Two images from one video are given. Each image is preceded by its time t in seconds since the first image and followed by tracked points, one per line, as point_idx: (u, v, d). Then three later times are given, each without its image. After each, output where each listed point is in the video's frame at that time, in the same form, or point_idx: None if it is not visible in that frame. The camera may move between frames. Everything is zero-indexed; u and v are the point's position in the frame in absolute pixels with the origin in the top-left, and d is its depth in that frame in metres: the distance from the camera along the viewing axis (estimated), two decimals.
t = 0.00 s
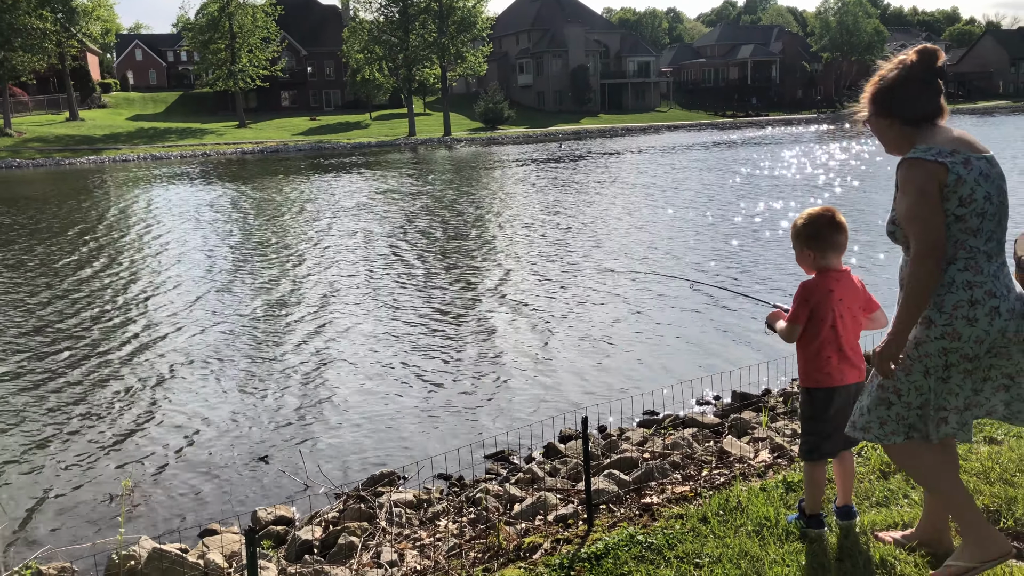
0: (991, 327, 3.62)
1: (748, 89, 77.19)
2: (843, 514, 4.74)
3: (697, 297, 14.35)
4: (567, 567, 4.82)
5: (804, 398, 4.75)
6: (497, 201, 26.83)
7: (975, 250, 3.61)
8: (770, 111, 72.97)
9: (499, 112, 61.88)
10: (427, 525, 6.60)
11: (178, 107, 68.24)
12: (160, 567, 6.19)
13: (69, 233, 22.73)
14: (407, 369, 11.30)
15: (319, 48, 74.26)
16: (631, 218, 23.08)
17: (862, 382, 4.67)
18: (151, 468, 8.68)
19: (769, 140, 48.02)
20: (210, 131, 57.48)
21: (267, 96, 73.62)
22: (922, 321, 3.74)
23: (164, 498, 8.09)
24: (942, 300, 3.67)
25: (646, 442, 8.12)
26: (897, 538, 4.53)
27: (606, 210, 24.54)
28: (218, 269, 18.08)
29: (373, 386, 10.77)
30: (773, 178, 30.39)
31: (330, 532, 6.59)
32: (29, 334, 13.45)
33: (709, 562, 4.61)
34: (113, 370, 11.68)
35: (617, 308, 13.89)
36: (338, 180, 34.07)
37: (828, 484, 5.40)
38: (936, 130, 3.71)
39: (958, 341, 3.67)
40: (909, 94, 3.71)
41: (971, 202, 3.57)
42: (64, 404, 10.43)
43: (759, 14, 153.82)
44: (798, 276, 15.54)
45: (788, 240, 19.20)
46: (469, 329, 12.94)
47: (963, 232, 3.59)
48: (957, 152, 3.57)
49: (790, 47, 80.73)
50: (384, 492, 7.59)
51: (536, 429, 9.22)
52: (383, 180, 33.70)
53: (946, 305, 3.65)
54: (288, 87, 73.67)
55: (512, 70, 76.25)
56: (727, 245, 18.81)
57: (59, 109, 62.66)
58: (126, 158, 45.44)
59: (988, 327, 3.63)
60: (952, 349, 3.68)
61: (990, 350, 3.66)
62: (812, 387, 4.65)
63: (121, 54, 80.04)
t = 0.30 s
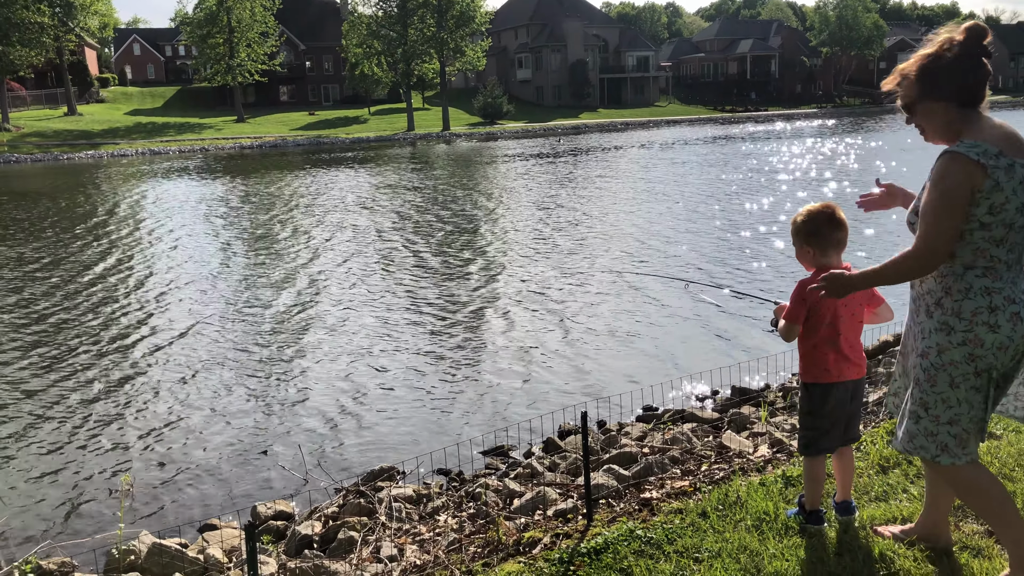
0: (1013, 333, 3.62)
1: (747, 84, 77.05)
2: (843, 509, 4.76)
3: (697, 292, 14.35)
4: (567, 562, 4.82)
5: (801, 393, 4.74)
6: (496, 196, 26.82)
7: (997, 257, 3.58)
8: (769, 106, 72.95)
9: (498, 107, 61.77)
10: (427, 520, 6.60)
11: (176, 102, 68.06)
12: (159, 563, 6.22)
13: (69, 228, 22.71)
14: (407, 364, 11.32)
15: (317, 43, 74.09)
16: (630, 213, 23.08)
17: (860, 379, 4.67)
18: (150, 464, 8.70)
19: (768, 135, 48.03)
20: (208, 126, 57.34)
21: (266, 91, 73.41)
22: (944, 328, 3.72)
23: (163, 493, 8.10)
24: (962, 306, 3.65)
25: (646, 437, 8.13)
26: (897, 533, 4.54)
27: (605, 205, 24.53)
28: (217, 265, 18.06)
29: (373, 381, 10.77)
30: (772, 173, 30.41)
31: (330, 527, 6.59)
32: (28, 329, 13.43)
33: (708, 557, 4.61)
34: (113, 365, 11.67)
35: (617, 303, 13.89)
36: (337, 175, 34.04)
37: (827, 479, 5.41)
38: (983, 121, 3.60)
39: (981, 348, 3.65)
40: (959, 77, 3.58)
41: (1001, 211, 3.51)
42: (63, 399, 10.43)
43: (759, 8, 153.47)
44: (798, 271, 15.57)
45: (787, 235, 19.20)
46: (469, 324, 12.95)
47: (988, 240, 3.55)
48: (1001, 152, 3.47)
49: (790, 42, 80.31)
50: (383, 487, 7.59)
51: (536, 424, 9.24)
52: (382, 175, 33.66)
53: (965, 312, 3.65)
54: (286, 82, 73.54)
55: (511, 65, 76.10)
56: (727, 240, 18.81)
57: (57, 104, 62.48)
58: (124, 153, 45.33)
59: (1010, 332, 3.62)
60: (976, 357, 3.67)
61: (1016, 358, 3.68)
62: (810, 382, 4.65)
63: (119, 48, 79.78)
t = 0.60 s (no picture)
0: None
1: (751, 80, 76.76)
2: (847, 504, 4.78)
3: (701, 288, 14.36)
4: (571, 557, 4.81)
5: (807, 388, 4.75)
6: (501, 192, 26.80)
7: None
8: (773, 101, 72.71)
9: (502, 103, 61.70)
10: (431, 515, 6.62)
11: (180, 100, 68.12)
12: (165, 558, 6.25)
13: (75, 225, 22.84)
14: (411, 360, 11.33)
15: (320, 40, 74.08)
16: (635, 208, 23.08)
17: (867, 374, 4.66)
18: (154, 460, 8.72)
19: (772, 130, 47.90)
20: (212, 124, 57.45)
21: (269, 89, 73.44)
22: None
23: (168, 489, 8.13)
24: None
25: (650, 432, 8.13)
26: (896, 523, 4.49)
27: (609, 201, 24.53)
28: (222, 262, 18.08)
29: (378, 377, 10.82)
30: (777, 168, 30.32)
31: (335, 523, 6.62)
32: (33, 326, 13.47)
33: (712, 552, 4.61)
34: (119, 362, 11.71)
35: (620, 298, 13.93)
36: (342, 172, 34.11)
37: (831, 473, 5.40)
38: None
39: None
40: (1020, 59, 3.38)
41: None
42: (69, 395, 10.47)
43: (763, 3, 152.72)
44: (804, 265, 15.54)
45: (791, 230, 19.16)
46: (473, 320, 12.97)
47: None
48: None
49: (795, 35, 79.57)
50: (388, 483, 7.61)
51: (540, 420, 9.26)
52: (387, 171, 33.72)
53: None
54: (290, 79, 73.58)
55: (514, 61, 75.99)
56: (731, 235, 18.80)
57: (61, 102, 62.60)
58: (129, 150, 45.41)
59: None
60: None
61: None
62: (815, 377, 4.66)
63: (123, 46, 79.88)
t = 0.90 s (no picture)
0: None
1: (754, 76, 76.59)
2: (850, 501, 4.80)
3: (704, 284, 14.35)
4: (574, 554, 4.81)
5: (811, 383, 4.75)
6: (503, 189, 26.81)
7: None
8: (776, 97, 72.53)
9: (505, 101, 61.78)
10: (434, 513, 6.63)
11: (183, 99, 68.22)
12: (170, 558, 6.27)
13: (78, 225, 22.91)
14: (414, 358, 11.33)
15: (323, 38, 74.16)
16: (638, 205, 23.06)
17: (871, 372, 4.65)
18: (157, 459, 8.73)
19: (775, 127, 47.83)
20: (216, 123, 57.59)
21: (273, 87, 73.56)
22: None
23: (172, 489, 8.14)
24: None
25: (653, 429, 8.12)
26: None
27: (612, 198, 24.51)
28: (223, 261, 18.07)
29: (381, 375, 10.83)
30: (781, 164, 30.26)
31: (338, 521, 6.61)
32: (36, 326, 13.49)
33: (716, 548, 4.61)
34: (122, 361, 11.74)
35: (624, 295, 13.90)
36: (345, 170, 34.16)
37: (835, 469, 5.39)
38: None
39: None
40: None
41: None
42: (71, 395, 10.48)
43: None
44: (807, 262, 15.52)
45: (795, 226, 19.13)
46: (476, 318, 12.97)
47: None
48: None
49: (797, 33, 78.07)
50: (392, 481, 7.61)
51: (544, 417, 9.25)
52: (390, 169, 33.75)
53: None
54: (293, 78, 73.67)
55: (517, 58, 75.98)
56: (735, 231, 18.77)
57: (65, 102, 62.79)
58: (133, 150, 45.51)
59: None
60: None
61: None
62: (818, 374, 4.66)
63: (127, 46, 80.06)
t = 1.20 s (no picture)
0: None
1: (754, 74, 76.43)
2: (850, 499, 4.78)
3: (704, 283, 14.33)
4: (573, 553, 4.80)
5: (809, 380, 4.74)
6: (503, 188, 26.76)
7: None
8: (776, 95, 72.45)
9: (505, 99, 61.81)
10: (434, 512, 6.61)
11: (183, 98, 68.24)
12: (169, 558, 6.27)
13: (76, 225, 22.87)
14: (414, 358, 11.30)
15: (323, 37, 74.18)
16: (637, 204, 23.04)
17: (870, 371, 4.63)
18: (156, 459, 8.72)
19: (776, 125, 47.73)
20: (216, 122, 57.60)
21: (272, 87, 73.51)
22: None
23: (170, 488, 8.12)
24: None
25: (652, 428, 8.10)
26: None
27: (611, 197, 24.50)
28: (222, 261, 18.02)
29: (380, 374, 10.82)
30: (782, 162, 30.18)
31: (338, 521, 6.59)
32: (34, 326, 13.44)
33: (714, 547, 4.60)
34: (120, 360, 11.73)
35: (623, 294, 13.88)
36: (344, 169, 34.14)
37: (834, 468, 5.38)
38: None
39: None
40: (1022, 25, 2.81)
41: None
42: (70, 394, 10.48)
43: None
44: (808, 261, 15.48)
45: (794, 224, 19.12)
46: (475, 316, 12.95)
47: None
48: None
49: (797, 30, 78.84)
50: (391, 480, 7.59)
51: (543, 416, 9.23)
52: (389, 168, 33.74)
53: None
54: (293, 77, 73.58)
55: (516, 57, 75.96)
56: (734, 230, 18.76)
57: (65, 101, 62.76)
58: (132, 149, 45.47)
59: None
60: None
61: None
62: (815, 371, 4.65)
63: (126, 46, 80.04)
